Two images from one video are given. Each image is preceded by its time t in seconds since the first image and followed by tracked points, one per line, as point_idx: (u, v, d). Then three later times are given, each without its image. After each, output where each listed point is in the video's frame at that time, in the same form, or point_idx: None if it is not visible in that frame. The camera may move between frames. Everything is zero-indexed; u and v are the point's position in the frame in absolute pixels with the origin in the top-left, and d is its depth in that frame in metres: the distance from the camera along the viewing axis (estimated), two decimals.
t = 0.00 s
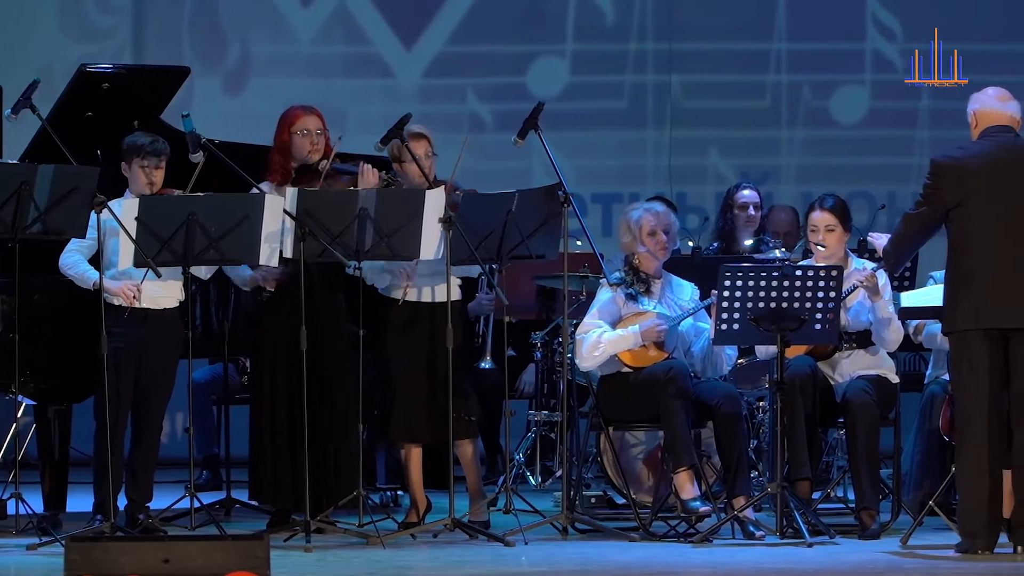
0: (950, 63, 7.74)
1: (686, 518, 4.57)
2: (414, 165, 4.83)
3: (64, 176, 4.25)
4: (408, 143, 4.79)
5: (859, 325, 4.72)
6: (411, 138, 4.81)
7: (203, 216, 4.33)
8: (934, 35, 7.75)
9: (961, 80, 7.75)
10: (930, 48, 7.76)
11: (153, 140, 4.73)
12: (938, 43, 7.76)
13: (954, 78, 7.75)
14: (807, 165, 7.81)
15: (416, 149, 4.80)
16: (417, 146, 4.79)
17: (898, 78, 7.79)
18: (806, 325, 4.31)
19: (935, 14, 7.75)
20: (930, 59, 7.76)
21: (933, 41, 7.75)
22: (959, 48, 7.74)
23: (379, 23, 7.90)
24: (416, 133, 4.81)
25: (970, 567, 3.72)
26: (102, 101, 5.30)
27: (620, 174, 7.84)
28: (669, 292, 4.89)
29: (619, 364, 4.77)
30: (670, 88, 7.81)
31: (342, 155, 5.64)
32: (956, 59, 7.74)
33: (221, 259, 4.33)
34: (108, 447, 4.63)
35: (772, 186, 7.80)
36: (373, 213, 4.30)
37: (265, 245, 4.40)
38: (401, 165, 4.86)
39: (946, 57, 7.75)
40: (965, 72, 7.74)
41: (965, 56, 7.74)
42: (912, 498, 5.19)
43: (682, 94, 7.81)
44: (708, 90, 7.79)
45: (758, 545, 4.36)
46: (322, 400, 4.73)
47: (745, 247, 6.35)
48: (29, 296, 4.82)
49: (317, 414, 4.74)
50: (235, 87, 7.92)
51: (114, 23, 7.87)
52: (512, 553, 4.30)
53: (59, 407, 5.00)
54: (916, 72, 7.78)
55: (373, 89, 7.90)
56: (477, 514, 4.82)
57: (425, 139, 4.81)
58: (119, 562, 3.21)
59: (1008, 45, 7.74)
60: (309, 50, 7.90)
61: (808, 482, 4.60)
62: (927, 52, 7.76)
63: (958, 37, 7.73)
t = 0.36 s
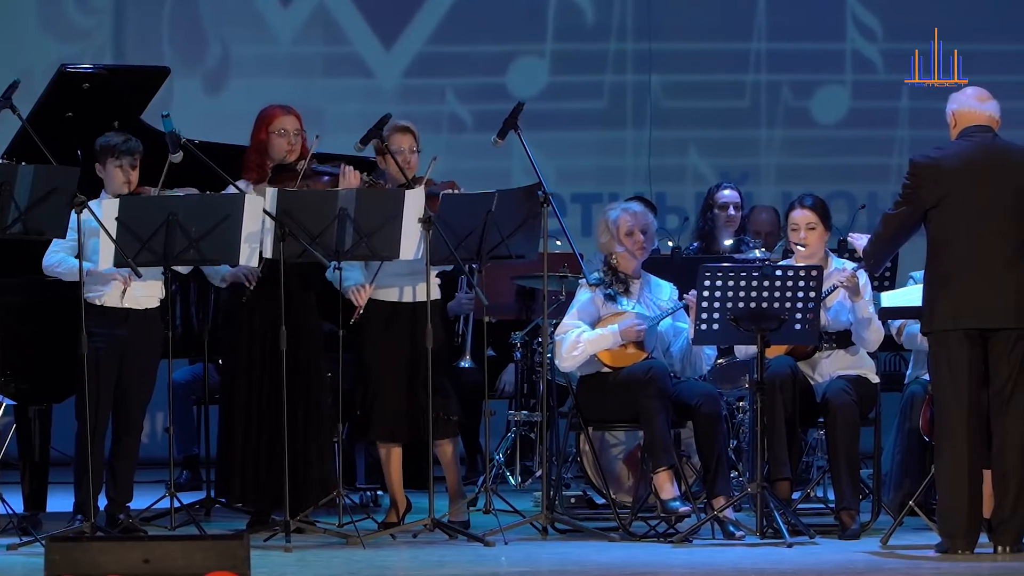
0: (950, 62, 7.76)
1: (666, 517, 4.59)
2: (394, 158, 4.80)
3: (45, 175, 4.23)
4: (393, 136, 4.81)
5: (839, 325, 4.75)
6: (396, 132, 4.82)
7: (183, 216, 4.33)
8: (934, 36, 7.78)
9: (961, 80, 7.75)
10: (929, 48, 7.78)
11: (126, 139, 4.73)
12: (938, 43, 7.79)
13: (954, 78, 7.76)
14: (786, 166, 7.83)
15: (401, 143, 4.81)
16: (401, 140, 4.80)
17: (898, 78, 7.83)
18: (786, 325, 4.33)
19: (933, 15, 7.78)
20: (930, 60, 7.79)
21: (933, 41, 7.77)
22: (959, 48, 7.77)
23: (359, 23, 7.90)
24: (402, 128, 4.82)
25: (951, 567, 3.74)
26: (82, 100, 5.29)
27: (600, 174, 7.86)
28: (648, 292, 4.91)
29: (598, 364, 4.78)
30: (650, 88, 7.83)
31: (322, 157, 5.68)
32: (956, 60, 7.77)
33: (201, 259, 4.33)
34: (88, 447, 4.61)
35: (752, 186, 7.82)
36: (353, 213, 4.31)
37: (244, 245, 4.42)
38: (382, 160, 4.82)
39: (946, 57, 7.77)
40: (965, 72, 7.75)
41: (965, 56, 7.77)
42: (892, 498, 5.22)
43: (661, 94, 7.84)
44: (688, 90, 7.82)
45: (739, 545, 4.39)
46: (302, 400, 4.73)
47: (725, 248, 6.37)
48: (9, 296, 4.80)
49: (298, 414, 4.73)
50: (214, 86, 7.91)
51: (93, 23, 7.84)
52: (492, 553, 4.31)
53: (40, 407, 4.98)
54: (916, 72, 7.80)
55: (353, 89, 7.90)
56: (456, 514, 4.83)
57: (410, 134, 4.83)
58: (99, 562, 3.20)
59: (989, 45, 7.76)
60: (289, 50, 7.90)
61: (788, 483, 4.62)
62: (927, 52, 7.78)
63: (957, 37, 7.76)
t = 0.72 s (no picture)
0: (950, 62, 7.76)
1: (648, 518, 4.60)
2: (388, 159, 4.81)
3: (27, 176, 4.22)
4: (388, 139, 4.82)
5: (822, 325, 4.78)
6: (392, 134, 4.83)
7: (164, 216, 4.33)
8: (934, 36, 7.78)
9: (961, 80, 7.75)
10: (928, 48, 7.78)
11: (114, 140, 4.72)
12: (937, 44, 7.79)
13: (952, 79, 7.76)
14: (767, 166, 7.85)
15: (395, 146, 4.82)
16: (396, 142, 4.82)
17: (898, 78, 7.83)
18: (768, 325, 4.36)
19: (933, 15, 7.78)
20: (929, 60, 7.78)
21: (931, 42, 7.77)
22: (959, 48, 7.78)
23: (340, 23, 7.90)
24: (398, 131, 4.84)
25: (933, 567, 3.77)
26: (65, 100, 5.29)
27: (581, 174, 7.87)
28: (629, 292, 4.93)
29: (580, 364, 4.79)
30: (632, 88, 7.85)
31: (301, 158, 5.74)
32: (956, 60, 7.78)
33: (183, 259, 4.33)
34: (71, 447, 4.60)
35: (734, 186, 7.85)
36: (334, 213, 4.31)
37: (226, 245, 4.41)
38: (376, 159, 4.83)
39: (945, 57, 7.77)
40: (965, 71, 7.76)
41: (964, 56, 7.78)
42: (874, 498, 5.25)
43: (643, 94, 7.85)
44: (669, 90, 7.84)
45: (720, 545, 4.41)
46: (284, 401, 4.72)
47: (707, 248, 6.38)
48: None
49: (279, 412, 4.72)
50: (196, 87, 7.90)
51: (75, 23, 7.83)
52: (474, 553, 4.32)
53: (21, 407, 4.96)
54: (915, 72, 7.80)
55: (335, 89, 7.90)
56: (438, 515, 4.83)
57: (405, 138, 4.85)
58: (83, 562, 3.20)
59: (972, 45, 7.77)
60: (270, 50, 7.89)
61: (769, 483, 4.64)
62: (926, 52, 7.78)
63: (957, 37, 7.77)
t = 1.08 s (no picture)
0: (950, 62, 7.78)
1: (630, 518, 4.61)
2: (379, 164, 4.82)
3: (7, 176, 4.19)
4: (380, 142, 4.81)
5: (805, 325, 4.81)
6: (384, 138, 4.82)
7: (147, 218, 4.33)
8: (934, 36, 7.80)
9: (961, 80, 7.78)
10: (929, 48, 7.80)
11: (92, 138, 4.69)
12: (938, 43, 7.81)
13: (954, 78, 7.78)
14: (749, 166, 7.87)
15: (388, 150, 4.82)
16: (387, 147, 4.81)
17: (898, 79, 7.84)
18: (750, 326, 4.38)
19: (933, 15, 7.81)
20: (930, 60, 7.80)
21: (933, 41, 7.80)
22: (959, 49, 7.81)
23: (322, 23, 7.89)
24: (392, 135, 4.83)
25: (915, 567, 3.80)
26: (47, 101, 5.30)
27: (563, 174, 7.89)
28: (611, 293, 4.95)
29: (562, 364, 4.80)
30: (613, 88, 7.87)
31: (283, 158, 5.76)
32: (956, 60, 7.80)
33: (165, 259, 4.33)
34: (53, 447, 4.59)
35: (715, 186, 7.87)
36: (316, 213, 4.31)
37: (208, 245, 4.39)
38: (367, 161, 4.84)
39: (946, 57, 7.79)
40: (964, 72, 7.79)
41: (964, 56, 7.81)
42: (856, 499, 5.28)
43: (624, 94, 7.87)
44: (650, 90, 7.86)
45: (702, 546, 4.43)
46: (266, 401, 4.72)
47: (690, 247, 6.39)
48: None
49: (261, 413, 4.72)
50: (177, 88, 7.89)
51: (55, 24, 7.80)
52: (455, 554, 4.34)
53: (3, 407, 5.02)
54: (916, 72, 7.80)
55: (317, 90, 7.90)
56: (420, 515, 4.83)
57: (396, 141, 4.85)
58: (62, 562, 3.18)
59: (954, 45, 7.80)
60: (252, 51, 7.88)
61: (751, 483, 4.67)
62: (927, 52, 7.80)
63: (956, 36, 7.79)
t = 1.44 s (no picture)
0: (950, 62, 7.80)
1: (615, 518, 4.61)
2: (364, 158, 4.84)
3: None
4: (362, 136, 4.83)
5: (791, 326, 4.79)
6: (367, 131, 4.84)
7: (131, 219, 4.33)
8: (934, 36, 7.82)
9: (961, 80, 7.81)
10: (929, 48, 7.82)
11: (76, 137, 4.69)
12: (938, 43, 7.83)
13: (954, 78, 7.81)
14: (734, 167, 7.89)
15: (370, 143, 4.84)
16: (370, 140, 4.83)
17: (898, 79, 7.85)
18: (735, 325, 4.39)
19: (934, 15, 7.83)
20: (930, 60, 7.82)
21: (933, 41, 7.82)
22: (959, 49, 7.82)
23: (307, 24, 7.90)
24: (374, 128, 4.85)
25: (900, 567, 3.82)
26: (31, 102, 5.29)
27: (548, 175, 7.90)
28: (595, 292, 4.96)
29: (546, 364, 4.81)
30: (598, 88, 7.88)
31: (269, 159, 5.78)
32: (956, 60, 7.82)
33: (150, 259, 4.33)
34: (37, 447, 4.58)
35: (700, 186, 7.89)
36: (300, 214, 4.32)
37: (193, 245, 4.41)
38: (353, 157, 4.86)
39: (946, 57, 7.81)
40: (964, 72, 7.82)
41: (964, 57, 7.83)
42: (840, 499, 5.30)
43: (609, 94, 7.88)
44: (635, 90, 7.87)
45: (687, 546, 4.45)
46: (251, 402, 4.72)
47: (674, 248, 6.41)
48: None
49: (246, 414, 4.72)
50: (162, 88, 7.87)
51: (40, 24, 7.78)
52: (440, 554, 4.34)
53: None
54: (916, 72, 7.82)
55: (302, 90, 7.89)
56: (405, 515, 4.84)
57: (380, 135, 4.86)
58: (48, 563, 3.27)
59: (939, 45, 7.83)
60: (237, 51, 7.87)
61: (737, 483, 4.68)
62: (927, 52, 7.82)
63: (956, 37, 7.82)
